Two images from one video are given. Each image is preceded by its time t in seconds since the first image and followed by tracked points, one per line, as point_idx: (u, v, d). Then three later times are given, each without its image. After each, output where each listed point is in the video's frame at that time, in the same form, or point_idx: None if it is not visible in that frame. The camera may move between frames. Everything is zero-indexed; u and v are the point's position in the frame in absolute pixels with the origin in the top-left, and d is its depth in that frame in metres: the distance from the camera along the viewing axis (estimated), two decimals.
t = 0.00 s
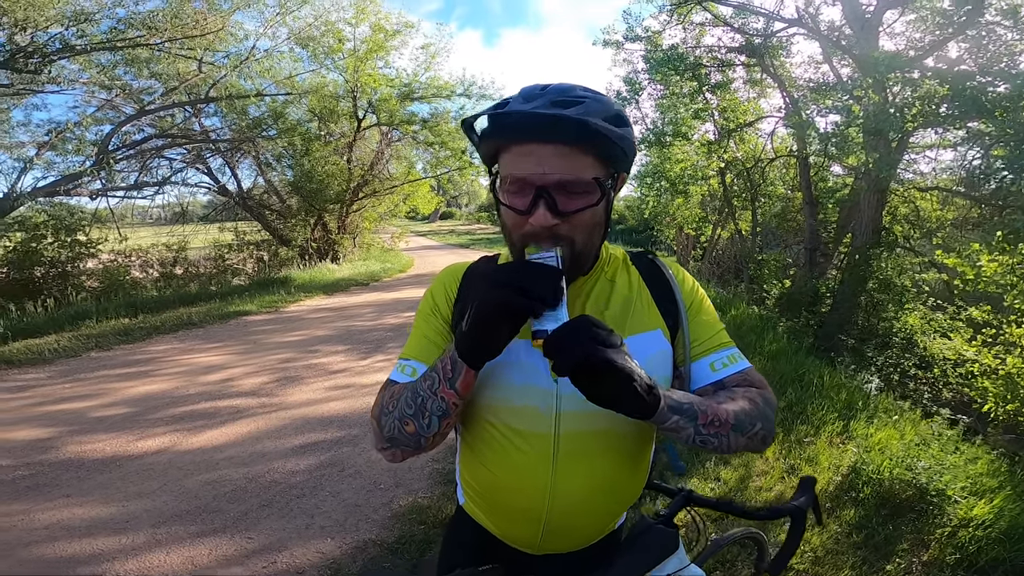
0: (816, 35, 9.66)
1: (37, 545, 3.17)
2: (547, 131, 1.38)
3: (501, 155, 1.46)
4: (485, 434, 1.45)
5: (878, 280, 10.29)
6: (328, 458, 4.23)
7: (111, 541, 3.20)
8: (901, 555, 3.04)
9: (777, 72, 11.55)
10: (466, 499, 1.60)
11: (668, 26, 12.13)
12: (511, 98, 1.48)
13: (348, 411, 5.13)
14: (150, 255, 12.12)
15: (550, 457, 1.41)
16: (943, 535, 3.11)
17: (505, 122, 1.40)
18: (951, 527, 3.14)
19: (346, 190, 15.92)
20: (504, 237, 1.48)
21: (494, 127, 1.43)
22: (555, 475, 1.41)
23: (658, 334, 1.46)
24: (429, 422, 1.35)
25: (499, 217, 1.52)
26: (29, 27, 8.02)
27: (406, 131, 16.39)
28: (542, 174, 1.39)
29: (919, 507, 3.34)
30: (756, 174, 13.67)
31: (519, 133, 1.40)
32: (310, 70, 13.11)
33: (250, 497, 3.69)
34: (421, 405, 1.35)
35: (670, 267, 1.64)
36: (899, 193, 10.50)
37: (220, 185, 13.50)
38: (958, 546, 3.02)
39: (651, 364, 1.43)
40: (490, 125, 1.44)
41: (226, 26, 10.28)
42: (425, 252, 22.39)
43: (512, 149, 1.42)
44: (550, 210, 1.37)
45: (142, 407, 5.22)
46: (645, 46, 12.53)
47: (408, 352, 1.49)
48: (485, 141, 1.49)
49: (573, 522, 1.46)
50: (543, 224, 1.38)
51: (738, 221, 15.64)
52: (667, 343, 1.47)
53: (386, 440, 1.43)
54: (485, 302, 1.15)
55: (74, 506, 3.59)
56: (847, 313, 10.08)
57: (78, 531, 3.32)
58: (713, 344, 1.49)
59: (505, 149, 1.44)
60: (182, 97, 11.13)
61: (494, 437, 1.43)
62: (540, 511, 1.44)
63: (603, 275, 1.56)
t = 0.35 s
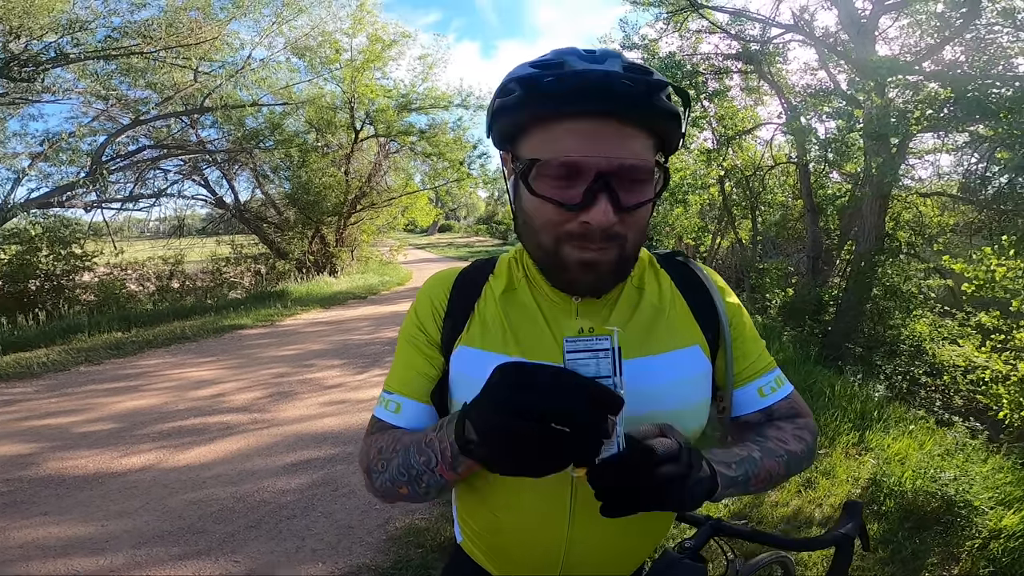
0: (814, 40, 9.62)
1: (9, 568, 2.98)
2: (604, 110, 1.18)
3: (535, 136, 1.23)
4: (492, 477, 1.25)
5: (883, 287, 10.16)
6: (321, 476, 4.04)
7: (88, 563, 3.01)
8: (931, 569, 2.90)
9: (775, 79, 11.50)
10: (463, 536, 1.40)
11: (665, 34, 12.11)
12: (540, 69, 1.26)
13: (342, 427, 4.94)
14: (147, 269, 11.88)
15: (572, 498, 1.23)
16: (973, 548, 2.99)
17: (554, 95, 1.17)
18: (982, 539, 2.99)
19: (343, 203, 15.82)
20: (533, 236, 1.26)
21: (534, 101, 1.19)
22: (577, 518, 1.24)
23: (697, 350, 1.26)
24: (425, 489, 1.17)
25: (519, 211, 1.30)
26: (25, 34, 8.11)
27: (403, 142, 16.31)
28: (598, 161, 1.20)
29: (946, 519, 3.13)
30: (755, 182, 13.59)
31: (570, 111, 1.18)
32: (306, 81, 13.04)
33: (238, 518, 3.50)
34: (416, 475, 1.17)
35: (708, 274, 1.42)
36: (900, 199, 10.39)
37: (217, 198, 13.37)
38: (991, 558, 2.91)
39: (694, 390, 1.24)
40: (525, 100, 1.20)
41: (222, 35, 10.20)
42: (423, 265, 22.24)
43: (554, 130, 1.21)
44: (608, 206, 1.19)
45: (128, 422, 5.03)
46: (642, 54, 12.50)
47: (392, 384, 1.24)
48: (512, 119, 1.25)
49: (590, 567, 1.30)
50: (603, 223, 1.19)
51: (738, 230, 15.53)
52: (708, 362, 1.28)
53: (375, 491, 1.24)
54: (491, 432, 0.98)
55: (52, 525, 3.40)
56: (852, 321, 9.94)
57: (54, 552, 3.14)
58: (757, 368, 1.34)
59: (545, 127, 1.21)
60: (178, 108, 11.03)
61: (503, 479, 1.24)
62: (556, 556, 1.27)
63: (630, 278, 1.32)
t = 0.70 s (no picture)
0: (783, 42, 9.78)
1: None
2: (661, 105, 1.09)
3: (577, 123, 1.08)
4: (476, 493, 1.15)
5: (848, 283, 10.45)
6: (292, 484, 3.92)
7: None
8: (910, 564, 2.92)
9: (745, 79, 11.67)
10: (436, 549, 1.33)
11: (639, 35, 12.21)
12: (588, 46, 1.10)
13: (314, 432, 4.81)
14: (107, 272, 11.54)
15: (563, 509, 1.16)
16: (948, 542, 3.06)
17: (622, 80, 1.03)
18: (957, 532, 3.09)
19: (314, 203, 15.56)
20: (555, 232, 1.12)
21: (593, 82, 1.04)
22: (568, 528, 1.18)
23: (686, 345, 1.25)
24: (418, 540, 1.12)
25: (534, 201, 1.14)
26: None
27: (376, 142, 16.10)
28: (642, 159, 1.10)
29: (920, 512, 3.19)
30: (726, 181, 13.79)
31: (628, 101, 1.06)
32: (275, 79, 12.76)
33: (205, 527, 3.37)
34: (403, 528, 1.10)
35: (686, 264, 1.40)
36: (864, 199, 10.66)
37: (181, 199, 12.99)
38: (968, 552, 3.04)
39: (681, 386, 1.22)
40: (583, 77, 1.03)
41: (187, 33, 9.90)
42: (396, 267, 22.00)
43: (599, 118, 1.07)
44: (650, 208, 1.10)
45: (86, 431, 4.82)
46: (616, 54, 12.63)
47: (354, 403, 1.11)
48: (556, 97, 1.08)
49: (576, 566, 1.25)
50: (644, 226, 1.10)
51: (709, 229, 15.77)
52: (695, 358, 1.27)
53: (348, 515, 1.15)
54: None
55: (5, 537, 3.24)
56: (820, 318, 10.15)
57: (7, 565, 2.99)
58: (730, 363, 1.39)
59: (592, 116, 1.07)
60: (140, 106, 10.67)
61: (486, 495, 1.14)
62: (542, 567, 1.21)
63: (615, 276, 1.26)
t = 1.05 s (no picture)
0: (755, 47, 9.98)
1: None
2: (660, 133, 1.11)
3: (576, 139, 1.08)
4: (450, 493, 1.13)
5: (810, 284, 10.87)
6: (258, 485, 3.86)
7: None
8: (869, 559, 3.00)
9: (716, 82, 11.88)
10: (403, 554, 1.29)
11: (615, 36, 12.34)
12: (604, 68, 1.10)
13: (281, 433, 4.74)
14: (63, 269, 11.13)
15: (535, 506, 1.16)
16: (905, 537, 3.14)
17: (632, 108, 1.04)
18: (913, 527, 3.18)
19: (282, 200, 15.30)
20: (541, 241, 1.12)
21: (605, 105, 1.04)
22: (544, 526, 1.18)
23: (643, 344, 1.31)
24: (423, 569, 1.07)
25: (520, 208, 1.13)
26: None
27: (349, 139, 15.89)
28: (632, 179, 1.11)
29: (877, 508, 3.31)
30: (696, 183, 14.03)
31: (631, 125, 1.07)
32: (245, 73, 12.49)
33: (167, 529, 3.29)
34: (400, 558, 1.05)
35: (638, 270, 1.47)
36: (828, 202, 10.97)
37: (143, 194, 12.62)
38: (923, 547, 3.07)
39: (640, 381, 1.26)
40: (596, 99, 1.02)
41: (153, 25, 9.63)
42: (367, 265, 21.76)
43: (599, 137, 1.08)
44: (633, 227, 1.13)
45: (40, 433, 4.64)
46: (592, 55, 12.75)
47: (326, 414, 1.06)
48: (562, 113, 1.07)
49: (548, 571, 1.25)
50: (624, 244, 1.13)
51: (679, 229, 16.01)
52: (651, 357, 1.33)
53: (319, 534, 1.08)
54: None
55: None
56: (783, 317, 10.54)
57: None
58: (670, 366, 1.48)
59: (592, 135, 1.08)
60: (101, 98, 10.33)
61: (458, 495, 1.12)
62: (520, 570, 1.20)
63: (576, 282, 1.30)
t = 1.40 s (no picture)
0: (749, 43, 10.01)
1: None
2: (633, 129, 1.13)
3: (557, 133, 1.10)
4: (446, 478, 1.14)
5: (803, 279, 11.07)
6: (254, 481, 3.87)
7: None
8: (858, 552, 3.03)
9: (710, 78, 11.92)
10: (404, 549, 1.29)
11: (610, 31, 12.35)
12: (581, 65, 1.11)
13: (276, 429, 4.74)
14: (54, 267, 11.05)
15: (527, 489, 1.17)
16: (894, 531, 3.18)
17: (605, 105, 1.06)
18: (902, 521, 3.23)
19: (276, 196, 15.25)
20: (522, 231, 1.14)
21: (581, 99, 1.06)
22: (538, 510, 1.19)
23: (629, 334, 1.33)
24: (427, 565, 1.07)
25: (505, 199, 1.15)
26: None
27: (343, 135, 15.84)
28: (610, 170, 1.13)
29: (866, 502, 3.36)
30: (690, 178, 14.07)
31: (606, 120, 1.09)
32: (238, 69, 12.41)
33: (163, 526, 3.30)
34: (405, 553, 1.05)
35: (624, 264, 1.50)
36: (820, 197, 11.03)
37: (134, 190, 12.54)
38: (912, 541, 3.11)
39: (625, 369, 1.28)
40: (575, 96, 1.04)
41: (143, 21, 9.54)
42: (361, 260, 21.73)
43: (576, 134, 1.10)
44: (612, 217, 1.15)
45: (33, 430, 4.63)
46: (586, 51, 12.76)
47: (327, 405, 1.07)
48: (542, 108, 1.08)
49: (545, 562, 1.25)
50: (605, 233, 1.14)
51: (673, 224, 16.06)
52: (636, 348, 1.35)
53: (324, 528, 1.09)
54: None
55: None
56: (777, 311, 10.78)
57: None
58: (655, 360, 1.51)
59: (571, 130, 1.10)
60: (92, 94, 10.25)
61: (451, 480, 1.14)
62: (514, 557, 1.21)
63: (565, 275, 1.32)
